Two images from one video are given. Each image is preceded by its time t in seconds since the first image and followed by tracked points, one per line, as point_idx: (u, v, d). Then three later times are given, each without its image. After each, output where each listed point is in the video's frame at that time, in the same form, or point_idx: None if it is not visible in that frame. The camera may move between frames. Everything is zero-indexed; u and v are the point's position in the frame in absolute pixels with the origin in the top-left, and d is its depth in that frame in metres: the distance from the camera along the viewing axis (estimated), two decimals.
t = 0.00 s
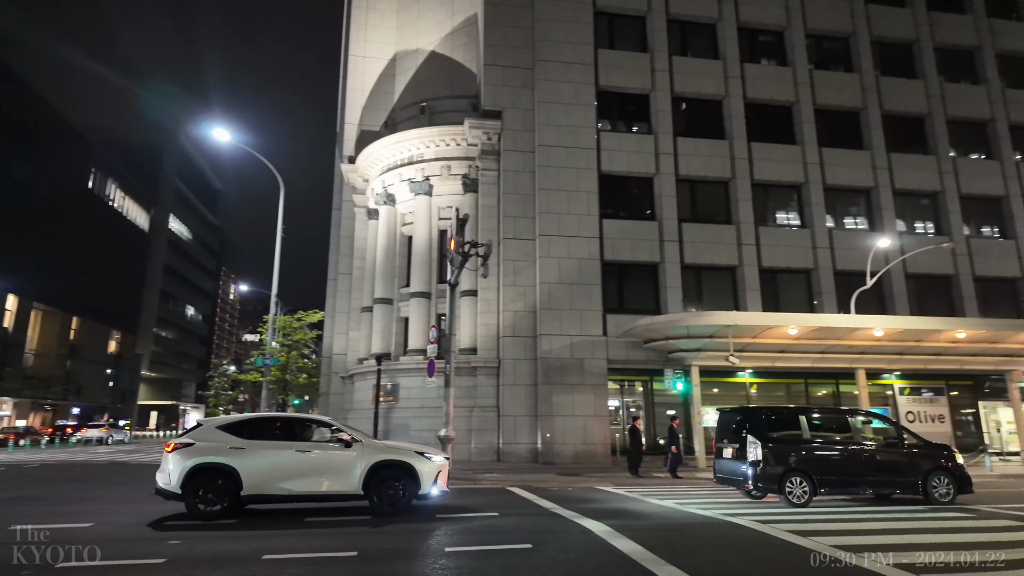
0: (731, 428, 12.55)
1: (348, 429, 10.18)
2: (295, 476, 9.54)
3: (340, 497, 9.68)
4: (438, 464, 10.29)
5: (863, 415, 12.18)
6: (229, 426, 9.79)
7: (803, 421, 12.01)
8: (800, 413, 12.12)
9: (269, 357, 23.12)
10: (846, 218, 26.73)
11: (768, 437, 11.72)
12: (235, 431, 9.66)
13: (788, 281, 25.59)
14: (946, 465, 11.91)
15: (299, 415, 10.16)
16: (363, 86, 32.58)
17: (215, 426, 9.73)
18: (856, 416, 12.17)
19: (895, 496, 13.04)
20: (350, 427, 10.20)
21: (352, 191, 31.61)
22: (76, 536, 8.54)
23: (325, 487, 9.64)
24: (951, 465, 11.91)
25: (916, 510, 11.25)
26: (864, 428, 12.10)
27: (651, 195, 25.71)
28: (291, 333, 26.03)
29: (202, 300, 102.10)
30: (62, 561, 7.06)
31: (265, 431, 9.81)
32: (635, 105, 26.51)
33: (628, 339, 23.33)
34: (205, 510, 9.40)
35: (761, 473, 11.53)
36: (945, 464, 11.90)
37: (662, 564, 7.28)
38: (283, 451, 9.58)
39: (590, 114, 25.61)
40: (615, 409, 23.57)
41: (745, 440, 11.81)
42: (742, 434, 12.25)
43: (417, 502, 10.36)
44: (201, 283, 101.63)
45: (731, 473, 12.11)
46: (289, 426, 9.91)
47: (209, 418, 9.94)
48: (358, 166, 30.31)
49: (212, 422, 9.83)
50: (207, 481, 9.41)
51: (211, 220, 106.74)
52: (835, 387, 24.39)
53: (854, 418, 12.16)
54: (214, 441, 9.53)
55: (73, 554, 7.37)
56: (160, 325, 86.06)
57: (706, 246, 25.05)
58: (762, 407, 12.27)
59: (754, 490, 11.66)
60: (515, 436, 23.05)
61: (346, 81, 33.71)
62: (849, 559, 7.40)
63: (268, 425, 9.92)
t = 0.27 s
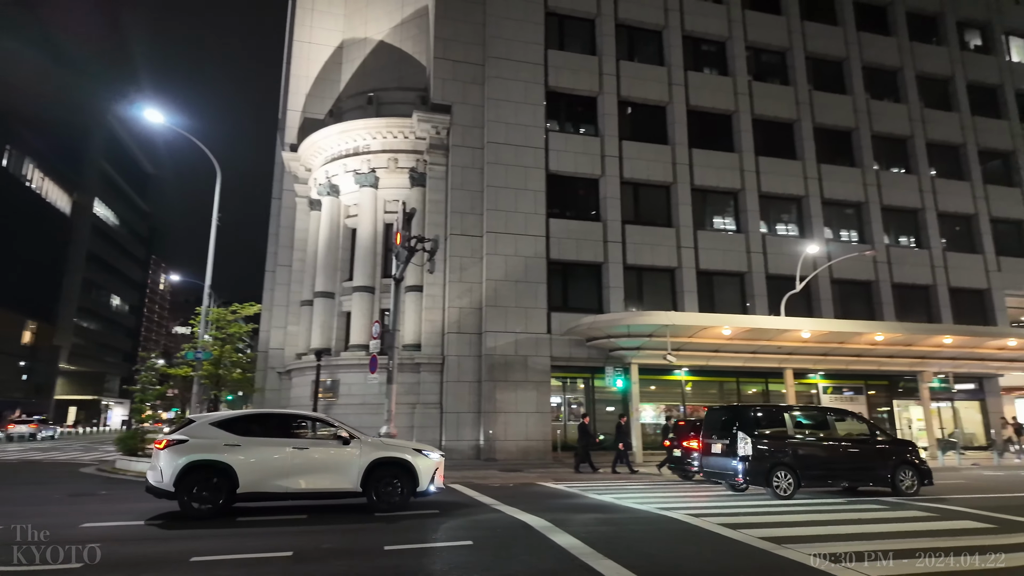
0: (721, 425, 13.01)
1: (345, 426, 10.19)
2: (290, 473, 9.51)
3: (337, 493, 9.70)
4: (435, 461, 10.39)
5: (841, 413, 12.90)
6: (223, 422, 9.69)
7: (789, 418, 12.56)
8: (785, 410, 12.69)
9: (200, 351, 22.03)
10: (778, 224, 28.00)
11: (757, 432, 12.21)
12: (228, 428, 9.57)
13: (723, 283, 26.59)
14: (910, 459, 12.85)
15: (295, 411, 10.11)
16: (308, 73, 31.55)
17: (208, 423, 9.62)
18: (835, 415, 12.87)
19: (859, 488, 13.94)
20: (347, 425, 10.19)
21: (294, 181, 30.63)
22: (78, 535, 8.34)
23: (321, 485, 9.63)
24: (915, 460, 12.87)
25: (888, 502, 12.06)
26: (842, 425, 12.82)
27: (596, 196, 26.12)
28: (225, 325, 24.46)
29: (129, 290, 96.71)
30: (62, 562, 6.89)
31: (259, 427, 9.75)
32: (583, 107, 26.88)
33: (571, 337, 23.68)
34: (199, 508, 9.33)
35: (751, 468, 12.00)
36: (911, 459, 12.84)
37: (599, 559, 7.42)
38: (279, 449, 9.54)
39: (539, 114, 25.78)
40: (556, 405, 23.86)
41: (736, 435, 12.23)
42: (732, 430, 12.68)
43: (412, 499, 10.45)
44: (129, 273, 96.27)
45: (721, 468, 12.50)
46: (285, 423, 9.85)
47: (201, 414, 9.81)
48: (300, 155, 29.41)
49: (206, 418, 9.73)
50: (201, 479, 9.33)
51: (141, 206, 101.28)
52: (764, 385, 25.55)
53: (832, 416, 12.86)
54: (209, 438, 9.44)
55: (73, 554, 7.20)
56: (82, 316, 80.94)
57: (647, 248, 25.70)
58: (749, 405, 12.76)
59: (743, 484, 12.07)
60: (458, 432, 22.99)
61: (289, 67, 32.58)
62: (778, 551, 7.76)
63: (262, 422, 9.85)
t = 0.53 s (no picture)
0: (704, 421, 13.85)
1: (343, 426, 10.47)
2: (288, 472, 9.67)
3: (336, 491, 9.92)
4: (431, 460, 10.81)
5: (813, 413, 14.03)
6: (218, 421, 9.70)
7: (768, 416, 13.57)
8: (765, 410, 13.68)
9: (122, 346, 20.73)
10: (712, 230, 29.07)
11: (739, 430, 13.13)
12: (224, 427, 9.61)
13: (659, 286, 27.38)
14: (871, 456, 14.13)
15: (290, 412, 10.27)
16: (246, 56, 30.15)
17: (203, 422, 9.60)
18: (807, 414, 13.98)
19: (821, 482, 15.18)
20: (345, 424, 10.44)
21: (228, 168, 29.34)
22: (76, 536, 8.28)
23: (321, 483, 9.83)
24: (875, 456, 14.18)
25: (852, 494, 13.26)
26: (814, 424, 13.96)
27: (540, 197, 26.34)
28: (151, 318, 22.91)
29: (41, 279, 90.06)
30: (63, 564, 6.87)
31: (255, 427, 9.85)
32: (529, 108, 27.03)
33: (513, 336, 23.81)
34: (193, 509, 9.31)
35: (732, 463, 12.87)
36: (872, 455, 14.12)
37: (537, 557, 7.51)
38: (276, 448, 9.67)
39: (486, 112, 25.75)
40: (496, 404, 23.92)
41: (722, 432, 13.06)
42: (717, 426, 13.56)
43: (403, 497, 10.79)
44: (42, 261, 89.69)
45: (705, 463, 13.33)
46: (282, 422, 9.99)
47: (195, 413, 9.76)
48: (236, 142, 28.21)
49: (200, 418, 9.70)
50: (197, 479, 9.31)
51: (57, 190, 94.60)
52: (695, 384, 26.51)
53: (806, 415, 13.96)
54: (204, 437, 9.43)
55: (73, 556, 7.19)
56: None
57: (588, 250, 26.15)
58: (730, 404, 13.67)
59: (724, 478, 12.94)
60: (396, 431, 22.69)
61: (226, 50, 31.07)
62: (707, 545, 8.08)
63: (258, 421, 9.95)
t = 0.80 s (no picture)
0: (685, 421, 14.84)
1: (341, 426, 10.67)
2: (287, 471, 9.77)
3: (334, 490, 10.07)
4: (426, 458, 11.13)
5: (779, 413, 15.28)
6: (216, 421, 9.76)
7: (742, 416, 14.73)
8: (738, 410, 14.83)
9: (32, 340, 19.32)
10: (649, 234, 29.90)
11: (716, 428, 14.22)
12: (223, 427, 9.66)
13: (598, 288, 27.93)
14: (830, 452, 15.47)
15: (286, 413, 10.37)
16: (177, 38, 28.30)
17: (200, 422, 9.63)
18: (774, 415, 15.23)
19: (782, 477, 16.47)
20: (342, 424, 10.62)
21: (155, 154, 27.79)
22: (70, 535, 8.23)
23: (320, 482, 9.96)
24: (833, 453, 15.54)
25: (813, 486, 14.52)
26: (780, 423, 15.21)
27: (484, 196, 26.32)
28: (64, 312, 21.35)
29: None
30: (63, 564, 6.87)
31: (253, 427, 9.94)
32: (474, 107, 26.95)
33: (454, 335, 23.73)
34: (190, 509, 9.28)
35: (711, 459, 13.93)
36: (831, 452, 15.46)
37: (474, 556, 7.50)
38: (275, 446, 9.78)
39: (430, 109, 25.49)
40: (435, 403, 23.73)
41: (702, 431, 14.09)
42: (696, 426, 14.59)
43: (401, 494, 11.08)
44: None
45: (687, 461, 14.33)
46: (279, 422, 10.10)
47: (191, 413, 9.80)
48: (165, 127, 26.77)
49: (196, 418, 9.72)
50: (195, 479, 9.32)
51: None
52: (630, 384, 27.24)
53: (774, 415, 15.20)
54: (202, 437, 9.46)
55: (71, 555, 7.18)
56: None
57: (531, 250, 26.35)
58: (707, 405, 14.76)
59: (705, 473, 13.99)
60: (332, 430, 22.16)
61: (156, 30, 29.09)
62: (639, 541, 8.32)
63: (254, 422, 10.04)
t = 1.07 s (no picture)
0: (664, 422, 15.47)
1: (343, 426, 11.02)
2: (294, 469, 10.09)
3: (340, 488, 10.45)
4: (423, 456, 11.72)
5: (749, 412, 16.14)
6: (221, 422, 9.96)
7: (717, 416, 15.50)
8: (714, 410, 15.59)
9: None
10: (593, 237, 30.42)
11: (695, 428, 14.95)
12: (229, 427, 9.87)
13: (545, 289, 28.21)
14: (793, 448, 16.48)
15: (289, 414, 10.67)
16: (106, 16, 26.58)
17: (206, 422, 9.81)
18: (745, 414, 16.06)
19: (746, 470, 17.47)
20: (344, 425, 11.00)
21: (79, 138, 26.13)
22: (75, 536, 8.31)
23: (327, 480, 10.32)
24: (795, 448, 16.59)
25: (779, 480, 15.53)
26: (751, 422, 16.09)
27: (432, 194, 26.12)
28: None
29: None
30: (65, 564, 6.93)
31: (257, 427, 10.19)
32: (424, 104, 26.72)
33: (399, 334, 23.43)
34: (198, 508, 9.45)
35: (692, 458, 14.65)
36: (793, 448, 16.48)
37: (412, 557, 7.46)
38: (283, 447, 10.09)
39: (379, 104, 25.10)
40: (378, 403, 23.35)
41: (681, 431, 14.80)
42: (675, 426, 15.24)
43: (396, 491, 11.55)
44: None
45: (668, 459, 14.99)
46: (284, 422, 10.39)
47: (194, 413, 9.96)
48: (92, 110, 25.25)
49: (201, 419, 9.88)
50: (204, 478, 9.49)
51: None
52: (574, 383, 27.64)
53: (745, 414, 16.05)
54: (209, 437, 9.65)
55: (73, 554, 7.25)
56: None
57: (479, 249, 26.34)
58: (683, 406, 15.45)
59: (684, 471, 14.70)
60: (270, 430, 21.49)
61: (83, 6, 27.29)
62: (576, 537, 8.57)
63: (259, 422, 10.30)
